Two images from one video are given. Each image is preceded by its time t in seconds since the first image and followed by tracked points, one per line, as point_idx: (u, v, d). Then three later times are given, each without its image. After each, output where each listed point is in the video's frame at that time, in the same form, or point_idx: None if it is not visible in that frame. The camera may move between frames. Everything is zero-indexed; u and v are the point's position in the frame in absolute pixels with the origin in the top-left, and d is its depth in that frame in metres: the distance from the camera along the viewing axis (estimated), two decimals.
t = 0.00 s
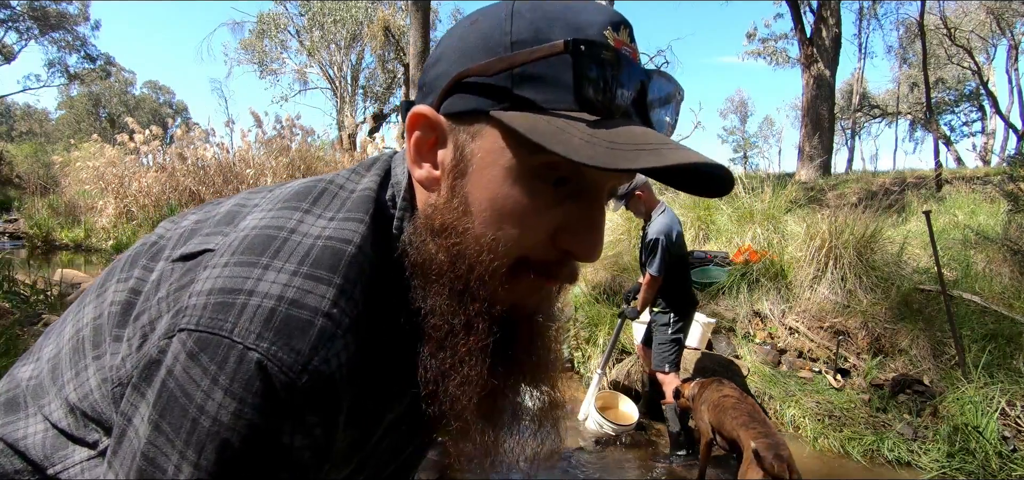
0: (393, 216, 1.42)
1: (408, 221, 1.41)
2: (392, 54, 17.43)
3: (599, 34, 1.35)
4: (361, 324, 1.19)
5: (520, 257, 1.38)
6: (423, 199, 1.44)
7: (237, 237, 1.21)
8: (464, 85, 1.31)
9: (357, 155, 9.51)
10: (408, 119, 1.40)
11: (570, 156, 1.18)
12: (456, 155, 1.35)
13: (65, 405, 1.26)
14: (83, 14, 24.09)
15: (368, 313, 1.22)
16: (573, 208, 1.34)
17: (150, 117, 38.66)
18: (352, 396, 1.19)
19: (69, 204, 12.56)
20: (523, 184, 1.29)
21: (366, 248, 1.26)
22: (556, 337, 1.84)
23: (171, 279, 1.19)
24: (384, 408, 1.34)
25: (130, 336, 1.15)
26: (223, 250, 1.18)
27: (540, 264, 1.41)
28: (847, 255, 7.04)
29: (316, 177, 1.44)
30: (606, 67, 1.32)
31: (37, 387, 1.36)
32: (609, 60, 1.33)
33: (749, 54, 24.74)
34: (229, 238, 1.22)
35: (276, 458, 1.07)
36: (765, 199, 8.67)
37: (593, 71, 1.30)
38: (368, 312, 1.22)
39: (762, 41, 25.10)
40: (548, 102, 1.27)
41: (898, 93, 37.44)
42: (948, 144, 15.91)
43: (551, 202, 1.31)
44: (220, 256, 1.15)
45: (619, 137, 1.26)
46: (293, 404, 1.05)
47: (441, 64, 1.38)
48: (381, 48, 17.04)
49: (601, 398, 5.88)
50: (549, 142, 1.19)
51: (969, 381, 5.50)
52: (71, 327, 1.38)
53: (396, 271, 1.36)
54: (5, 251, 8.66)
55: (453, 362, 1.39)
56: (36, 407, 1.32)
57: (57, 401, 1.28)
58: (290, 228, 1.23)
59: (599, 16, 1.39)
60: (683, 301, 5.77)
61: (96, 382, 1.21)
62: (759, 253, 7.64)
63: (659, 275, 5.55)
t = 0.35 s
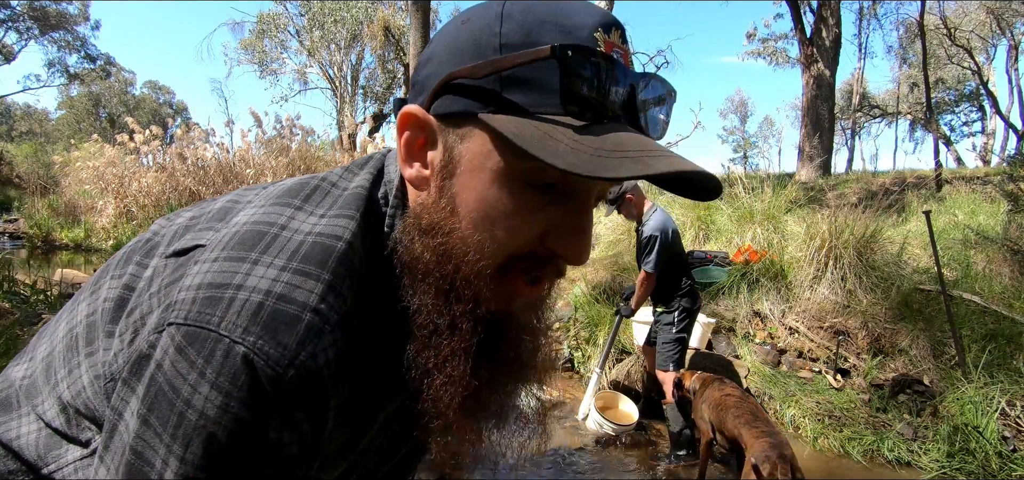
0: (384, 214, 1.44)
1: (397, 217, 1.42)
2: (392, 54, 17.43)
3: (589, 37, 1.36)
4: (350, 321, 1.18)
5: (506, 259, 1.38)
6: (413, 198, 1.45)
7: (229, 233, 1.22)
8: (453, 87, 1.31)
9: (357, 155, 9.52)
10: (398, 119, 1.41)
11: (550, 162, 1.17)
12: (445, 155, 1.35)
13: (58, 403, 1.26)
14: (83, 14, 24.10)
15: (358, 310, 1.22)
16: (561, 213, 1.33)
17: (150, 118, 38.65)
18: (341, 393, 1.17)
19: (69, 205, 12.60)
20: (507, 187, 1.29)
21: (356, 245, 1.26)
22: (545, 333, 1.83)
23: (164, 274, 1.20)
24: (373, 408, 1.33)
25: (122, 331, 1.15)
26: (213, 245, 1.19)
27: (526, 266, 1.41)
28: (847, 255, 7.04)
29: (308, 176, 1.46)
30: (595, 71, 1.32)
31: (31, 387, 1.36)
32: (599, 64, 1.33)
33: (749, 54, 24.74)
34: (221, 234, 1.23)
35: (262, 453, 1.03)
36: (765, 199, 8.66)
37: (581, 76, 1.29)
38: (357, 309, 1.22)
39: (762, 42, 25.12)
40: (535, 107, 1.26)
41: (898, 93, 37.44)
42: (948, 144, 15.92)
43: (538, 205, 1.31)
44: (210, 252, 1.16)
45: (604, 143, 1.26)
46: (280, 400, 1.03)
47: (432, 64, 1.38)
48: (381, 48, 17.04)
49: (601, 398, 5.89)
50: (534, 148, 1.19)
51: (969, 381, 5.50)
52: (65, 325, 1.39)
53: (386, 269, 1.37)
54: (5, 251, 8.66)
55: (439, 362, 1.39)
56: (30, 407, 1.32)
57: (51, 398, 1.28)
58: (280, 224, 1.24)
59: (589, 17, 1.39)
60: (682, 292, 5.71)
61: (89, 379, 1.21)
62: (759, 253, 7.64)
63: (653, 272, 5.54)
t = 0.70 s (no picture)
0: (383, 216, 1.47)
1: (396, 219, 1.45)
2: (392, 54, 17.43)
3: (590, 43, 1.35)
4: (343, 321, 1.19)
5: (500, 262, 1.37)
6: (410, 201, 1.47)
7: (225, 232, 1.22)
8: (452, 90, 1.31)
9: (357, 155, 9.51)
10: (398, 120, 1.42)
11: (547, 164, 1.17)
12: (443, 157, 1.35)
13: (55, 402, 1.25)
14: (83, 14, 24.12)
15: (352, 311, 1.23)
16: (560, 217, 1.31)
17: (150, 118, 38.62)
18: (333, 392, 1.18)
19: (69, 205, 12.64)
20: (503, 189, 1.28)
21: (351, 246, 1.27)
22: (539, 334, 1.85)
23: (160, 273, 1.20)
24: (368, 408, 1.34)
25: (115, 331, 1.15)
26: (209, 244, 1.19)
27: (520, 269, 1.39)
28: (847, 255, 7.05)
29: (305, 177, 1.46)
30: (594, 77, 1.31)
31: (27, 388, 1.36)
32: (598, 70, 1.32)
33: (749, 54, 24.74)
34: (217, 233, 1.23)
35: (255, 449, 1.06)
36: (765, 199, 8.67)
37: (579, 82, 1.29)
38: (351, 308, 1.22)
39: (762, 42, 25.09)
40: (532, 111, 1.26)
41: (898, 93, 37.42)
42: (948, 144, 15.91)
43: (533, 209, 1.29)
44: (205, 251, 1.16)
45: (600, 148, 1.25)
46: (273, 397, 1.05)
47: (434, 68, 1.38)
48: (381, 48, 17.05)
49: (601, 398, 5.89)
50: (532, 153, 1.18)
51: (969, 381, 5.50)
52: (62, 325, 1.38)
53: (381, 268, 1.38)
54: (5, 251, 8.67)
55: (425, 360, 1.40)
56: (27, 407, 1.32)
57: (47, 398, 1.28)
58: (276, 225, 1.24)
59: (591, 26, 1.39)
60: (685, 299, 5.68)
61: (84, 378, 1.21)
62: (759, 253, 7.64)
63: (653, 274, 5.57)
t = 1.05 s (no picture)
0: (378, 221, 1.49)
1: (385, 217, 1.46)
2: (392, 54, 17.43)
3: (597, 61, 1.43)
4: (315, 312, 1.20)
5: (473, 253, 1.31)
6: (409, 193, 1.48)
7: (217, 221, 1.25)
8: (462, 89, 1.42)
9: (357, 155, 9.49)
10: (413, 118, 1.54)
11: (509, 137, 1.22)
12: (439, 148, 1.41)
13: (50, 396, 1.25)
14: (83, 14, 24.09)
15: (328, 304, 1.24)
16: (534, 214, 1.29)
17: (150, 118, 38.56)
18: (296, 386, 1.18)
19: (69, 205, 12.65)
20: (487, 175, 1.27)
21: (336, 241, 1.29)
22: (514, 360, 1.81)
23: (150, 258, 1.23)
24: (333, 408, 1.30)
25: (101, 317, 1.17)
26: (200, 230, 1.22)
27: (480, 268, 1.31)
28: (847, 255, 7.05)
29: (307, 178, 1.49)
30: (583, 80, 1.36)
31: (28, 384, 1.37)
32: (592, 80, 1.38)
33: (749, 54, 24.71)
34: (210, 222, 1.26)
35: (213, 435, 1.06)
36: (765, 199, 8.66)
37: (568, 79, 1.35)
38: (327, 301, 1.23)
39: (762, 41, 25.07)
40: (517, 101, 1.31)
41: (898, 93, 37.40)
42: (948, 144, 15.91)
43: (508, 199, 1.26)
44: (194, 236, 1.19)
45: (574, 139, 1.27)
46: (234, 383, 1.05)
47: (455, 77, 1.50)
48: (381, 48, 17.05)
49: (601, 398, 5.89)
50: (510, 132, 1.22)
51: (969, 381, 5.49)
52: (64, 321, 1.40)
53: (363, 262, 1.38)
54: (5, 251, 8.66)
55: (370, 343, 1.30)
56: (27, 404, 1.32)
57: (42, 394, 1.28)
58: (267, 217, 1.27)
59: (601, 51, 1.49)
60: (684, 307, 5.65)
61: (70, 366, 1.22)
62: (759, 252, 7.64)
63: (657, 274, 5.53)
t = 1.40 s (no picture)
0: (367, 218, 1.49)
1: (376, 216, 1.45)
2: (392, 54, 17.42)
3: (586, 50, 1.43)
4: (302, 313, 1.19)
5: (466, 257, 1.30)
6: (396, 193, 1.50)
7: (202, 221, 1.24)
8: (448, 82, 1.41)
9: (357, 155, 9.49)
10: (398, 113, 1.54)
11: (499, 134, 1.20)
12: (427, 146, 1.42)
13: (43, 400, 1.25)
14: (83, 14, 24.11)
15: (314, 304, 1.24)
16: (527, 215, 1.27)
17: (150, 118, 38.49)
18: (282, 387, 1.18)
19: (69, 205, 12.66)
20: (480, 176, 1.26)
21: (323, 241, 1.29)
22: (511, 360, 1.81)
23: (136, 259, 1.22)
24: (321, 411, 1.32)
25: (88, 320, 1.16)
26: (185, 231, 1.21)
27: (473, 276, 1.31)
28: (847, 255, 7.04)
29: (295, 176, 1.49)
30: (574, 70, 1.35)
31: (23, 385, 1.36)
32: (582, 69, 1.37)
33: (749, 54, 24.73)
34: (195, 221, 1.25)
35: (200, 438, 1.06)
36: (765, 199, 8.66)
37: (557, 70, 1.33)
38: (313, 301, 1.23)
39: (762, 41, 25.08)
40: (505, 95, 1.31)
41: (897, 93, 37.41)
42: (948, 144, 15.92)
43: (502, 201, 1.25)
44: (178, 237, 1.18)
45: (565, 130, 1.26)
46: (218, 386, 1.05)
47: (441, 70, 1.50)
48: (381, 48, 17.06)
49: (601, 398, 5.86)
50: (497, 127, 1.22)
51: (969, 381, 5.49)
52: (57, 322, 1.40)
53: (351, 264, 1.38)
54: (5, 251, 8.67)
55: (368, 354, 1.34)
56: (22, 406, 1.32)
57: (36, 396, 1.28)
58: (252, 216, 1.25)
59: (591, 37, 1.49)
60: (685, 306, 5.61)
61: (60, 369, 1.21)
62: (759, 253, 7.65)
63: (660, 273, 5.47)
